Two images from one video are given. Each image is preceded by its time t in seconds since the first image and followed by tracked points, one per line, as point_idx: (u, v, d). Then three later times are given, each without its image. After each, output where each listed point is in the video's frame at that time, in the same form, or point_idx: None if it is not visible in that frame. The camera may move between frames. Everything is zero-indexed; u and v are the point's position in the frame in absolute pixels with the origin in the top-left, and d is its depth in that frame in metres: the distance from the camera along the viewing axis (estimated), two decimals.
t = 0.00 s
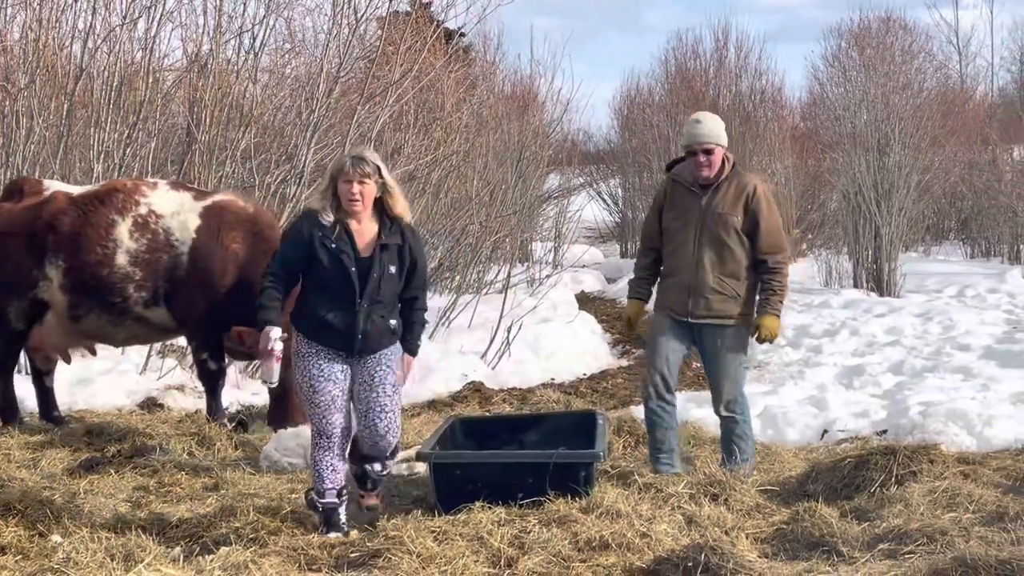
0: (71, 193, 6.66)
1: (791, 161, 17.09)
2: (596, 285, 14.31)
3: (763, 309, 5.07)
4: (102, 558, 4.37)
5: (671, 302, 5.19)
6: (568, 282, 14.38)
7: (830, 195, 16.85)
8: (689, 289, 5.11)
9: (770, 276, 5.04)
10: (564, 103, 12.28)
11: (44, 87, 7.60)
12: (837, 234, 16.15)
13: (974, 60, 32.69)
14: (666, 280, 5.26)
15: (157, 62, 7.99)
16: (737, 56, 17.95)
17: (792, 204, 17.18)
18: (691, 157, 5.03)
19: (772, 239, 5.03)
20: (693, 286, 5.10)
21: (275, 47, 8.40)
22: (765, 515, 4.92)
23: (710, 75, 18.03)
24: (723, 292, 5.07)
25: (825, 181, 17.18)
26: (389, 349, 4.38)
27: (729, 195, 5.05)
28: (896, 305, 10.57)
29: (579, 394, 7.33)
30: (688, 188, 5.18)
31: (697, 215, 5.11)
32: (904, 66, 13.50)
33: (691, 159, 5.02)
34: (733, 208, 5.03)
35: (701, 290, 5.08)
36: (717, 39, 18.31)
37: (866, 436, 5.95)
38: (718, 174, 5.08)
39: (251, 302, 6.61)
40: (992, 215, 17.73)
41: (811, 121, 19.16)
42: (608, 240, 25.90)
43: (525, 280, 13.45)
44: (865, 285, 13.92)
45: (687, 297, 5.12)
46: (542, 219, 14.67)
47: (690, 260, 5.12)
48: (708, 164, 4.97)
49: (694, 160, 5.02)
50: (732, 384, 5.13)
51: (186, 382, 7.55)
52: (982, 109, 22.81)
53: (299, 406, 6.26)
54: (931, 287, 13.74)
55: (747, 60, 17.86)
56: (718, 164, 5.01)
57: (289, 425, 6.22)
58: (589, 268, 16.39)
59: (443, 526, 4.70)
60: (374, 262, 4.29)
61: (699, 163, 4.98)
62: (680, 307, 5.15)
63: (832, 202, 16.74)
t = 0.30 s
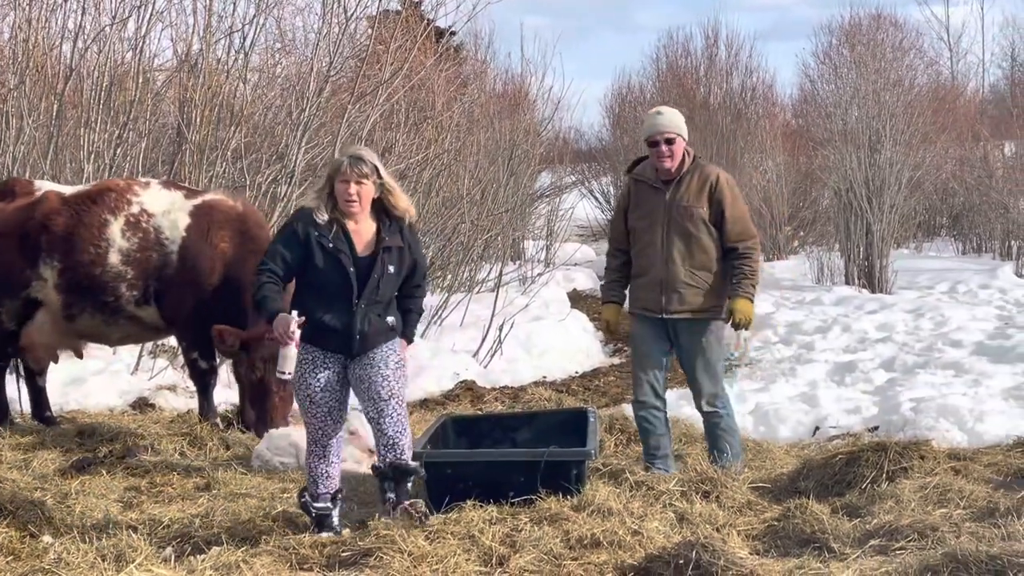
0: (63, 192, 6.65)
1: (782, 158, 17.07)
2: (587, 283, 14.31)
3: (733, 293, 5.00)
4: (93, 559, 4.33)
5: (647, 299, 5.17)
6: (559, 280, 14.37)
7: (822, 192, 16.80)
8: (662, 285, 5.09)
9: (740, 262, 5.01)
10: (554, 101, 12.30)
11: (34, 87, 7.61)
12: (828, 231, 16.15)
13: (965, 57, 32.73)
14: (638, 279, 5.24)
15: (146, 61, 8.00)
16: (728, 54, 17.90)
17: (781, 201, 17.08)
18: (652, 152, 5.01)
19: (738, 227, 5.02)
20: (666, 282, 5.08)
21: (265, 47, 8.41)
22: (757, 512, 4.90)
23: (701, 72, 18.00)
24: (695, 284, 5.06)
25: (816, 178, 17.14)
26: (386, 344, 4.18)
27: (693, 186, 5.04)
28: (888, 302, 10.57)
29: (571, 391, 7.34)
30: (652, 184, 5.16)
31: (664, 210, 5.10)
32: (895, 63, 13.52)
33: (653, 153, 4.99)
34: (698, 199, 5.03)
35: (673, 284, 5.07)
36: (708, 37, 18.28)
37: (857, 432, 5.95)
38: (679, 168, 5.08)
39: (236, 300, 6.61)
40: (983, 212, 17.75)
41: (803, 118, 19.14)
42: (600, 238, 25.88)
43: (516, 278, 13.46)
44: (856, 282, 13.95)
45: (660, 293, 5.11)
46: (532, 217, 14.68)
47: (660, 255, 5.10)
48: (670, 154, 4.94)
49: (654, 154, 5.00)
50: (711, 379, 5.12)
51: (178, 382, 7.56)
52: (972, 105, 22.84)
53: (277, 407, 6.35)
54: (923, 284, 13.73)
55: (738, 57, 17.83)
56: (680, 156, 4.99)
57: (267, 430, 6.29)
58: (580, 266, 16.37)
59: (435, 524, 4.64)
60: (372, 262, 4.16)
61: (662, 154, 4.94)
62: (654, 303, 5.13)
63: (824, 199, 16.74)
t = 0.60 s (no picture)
0: (66, 194, 6.70)
1: (779, 157, 17.09)
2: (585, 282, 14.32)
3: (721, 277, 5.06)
4: (93, 558, 4.33)
5: (636, 292, 5.12)
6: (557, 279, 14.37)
7: (819, 191, 16.82)
8: (650, 276, 5.05)
9: (725, 246, 5.04)
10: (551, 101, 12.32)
11: (32, 88, 7.64)
12: (826, 230, 16.15)
13: (960, 55, 32.79)
14: (624, 275, 5.21)
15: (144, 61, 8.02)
16: (725, 53, 17.91)
17: (779, 200, 17.10)
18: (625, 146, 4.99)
19: (719, 211, 5.05)
20: (654, 272, 5.04)
21: (262, 47, 8.44)
22: (755, 510, 4.90)
23: (698, 71, 18.01)
24: (683, 272, 5.05)
25: (813, 177, 17.17)
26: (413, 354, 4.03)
27: (671, 175, 5.04)
28: (885, 300, 10.58)
29: (569, 390, 7.35)
30: (629, 178, 5.15)
31: (644, 203, 5.08)
32: (892, 62, 13.55)
33: (626, 147, 4.96)
34: (678, 188, 5.03)
35: (661, 274, 5.03)
36: (705, 36, 18.29)
37: (855, 430, 5.96)
38: (653, 159, 5.06)
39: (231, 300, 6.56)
40: (980, 210, 17.77)
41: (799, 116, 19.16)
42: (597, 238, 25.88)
43: (513, 277, 13.48)
44: (854, 280, 13.96)
45: (650, 285, 5.06)
46: (530, 216, 14.69)
47: (646, 246, 5.07)
48: (643, 146, 4.93)
49: (628, 148, 4.98)
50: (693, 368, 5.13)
51: (177, 382, 7.58)
52: (969, 103, 22.87)
53: (271, 411, 6.11)
54: (920, 282, 13.73)
55: (735, 56, 17.84)
56: (653, 145, 4.98)
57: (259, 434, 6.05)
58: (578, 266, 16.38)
59: (434, 524, 4.64)
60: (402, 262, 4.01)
61: (636, 148, 4.93)
62: (645, 295, 5.08)
63: (821, 197, 16.76)
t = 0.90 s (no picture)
0: (68, 198, 6.71)
1: (780, 158, 17.10)
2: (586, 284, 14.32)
3: (728, 273, 5.11)
4: (96, 559, 4.34)
5: (639, 289, 5.12)
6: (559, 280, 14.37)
7: (821, 191, 16.82)
8: (653, 273, 5.06)
9: (726, 242, 5.06)
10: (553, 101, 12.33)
11: (34, 90, 7.65)
12: (828, 230, 16.15)
13: (962, 55, 32.76)
14: (623, 272, 5.20)
15: (146, 63, 8.04)
16: (727, 54, 17.91)
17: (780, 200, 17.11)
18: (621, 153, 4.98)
19: (717, 207, 5.08)
20: (658, 269, 5.05)
21: (264, 48, 8.45)
22: (758, 511, 4.89)
23: (700, 72, 18.00)
24: (686, 266, 5.07)
25: (815, 178, 17.17)
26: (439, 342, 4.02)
27: (668, 174, 5.05)
28: (887, 300, 10.58)
29: (571, 391, 7.36)
30: (624, 179, 5.14)
31: (642, 203, 5.08)
32: (893, 63, 13.56)
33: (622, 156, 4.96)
34: (676, 187, 5.05)
35: (664, 273, 5.04)
36: (707, 37, 18.29)
37: (858, 430, 5.97)
38: (650, 160, 5.07)
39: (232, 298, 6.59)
40: (982, 211, 17.78)
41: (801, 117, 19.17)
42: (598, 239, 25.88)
43: (515, 278, 13.49)
44: (856, 281, 13.96)
45: (653, 281, 5.07)
46: (531, 217, 14.69)
47: (647, 245, 5.08)
48: (638, 158, 4.92)
49: (625, 157, 4.98)
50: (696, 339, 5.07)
51: (179, 383, 7.59)
52: (971, 104, 22.85)
53: (278, 406, 6.27)
54: (921, 283, 13.72)
55: (737, 57, 17.84)
56: (649, 153, 4.98)
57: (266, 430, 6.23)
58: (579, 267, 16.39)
59: (437, 525, 4.64)
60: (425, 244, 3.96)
61: (631, 160, 4.93)
62: (649, 291, 5.08)
63: (823, 198, 16.76)
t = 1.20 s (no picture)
0: (81, 198, 6.76)
1: (784, 160, 17.09)
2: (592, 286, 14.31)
3: (728, 282, 5.11)
4: (101, 562, 4.33)
5: (645, 295, 5.05)
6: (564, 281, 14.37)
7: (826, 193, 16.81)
8: (661, 279, 4.99)
9: (730, 251, 5.04)
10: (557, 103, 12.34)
11: (40, 92, 7.66)
12: (832, 232, 16.14)
13: (965, 57, 32.73)
14: (630, 277, 5.12)
15: (152, 65, 8.05)
16: (731, 55, 17.91)
17: (784, 202, 17.09)
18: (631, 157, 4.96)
19: (725, 215, 5.04)
20: (666, 277, 4.98)
21: (269, 50, 8.47)
22: (764, 513, 4.88)
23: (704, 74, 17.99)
24: (694, 273, 5.01)
25: (820, 179, 17.16)
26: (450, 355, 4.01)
27: (677, 180, 5.00)
28: (892, 303, 10.58)
29: (577, 393, 7.36)
30: (631, 183, 5.09)
31: (651, 209, 5.02)
32: (897, 64, 13.55)
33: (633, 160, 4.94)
34: (685, 194, 5.00)
35: (672, 279, 4.97)
36: (711, 39, 18.29)
37: (863, 433, 5.98)
38: (659, 164, 5.03)
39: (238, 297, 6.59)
40: (987, 213, 17.77)
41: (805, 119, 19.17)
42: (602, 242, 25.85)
43: (520, 280, 13.49)
44: (860, 283, 13.95)
45: (661, 287, 5.00)
46: (536, 219, 14.68)
47: (655, 251, 5.01)
48: (651, 160, 4.90)
49: (634, 162, 4.95)
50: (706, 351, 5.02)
51: (184, 385, 7.61)
52: (975, 106, 22.82)
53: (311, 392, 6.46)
54: (926, 285, 13.70)
55: (741, 59, 17.84)
56: (659, 157, 4.96)
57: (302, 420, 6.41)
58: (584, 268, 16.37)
59: (442, 528, 4.65)
60: (437, 249, 3.90)
61: (643, 164, 4.91)
62: (657, 297, 5.02)
63: (828, 200, 16.76)
